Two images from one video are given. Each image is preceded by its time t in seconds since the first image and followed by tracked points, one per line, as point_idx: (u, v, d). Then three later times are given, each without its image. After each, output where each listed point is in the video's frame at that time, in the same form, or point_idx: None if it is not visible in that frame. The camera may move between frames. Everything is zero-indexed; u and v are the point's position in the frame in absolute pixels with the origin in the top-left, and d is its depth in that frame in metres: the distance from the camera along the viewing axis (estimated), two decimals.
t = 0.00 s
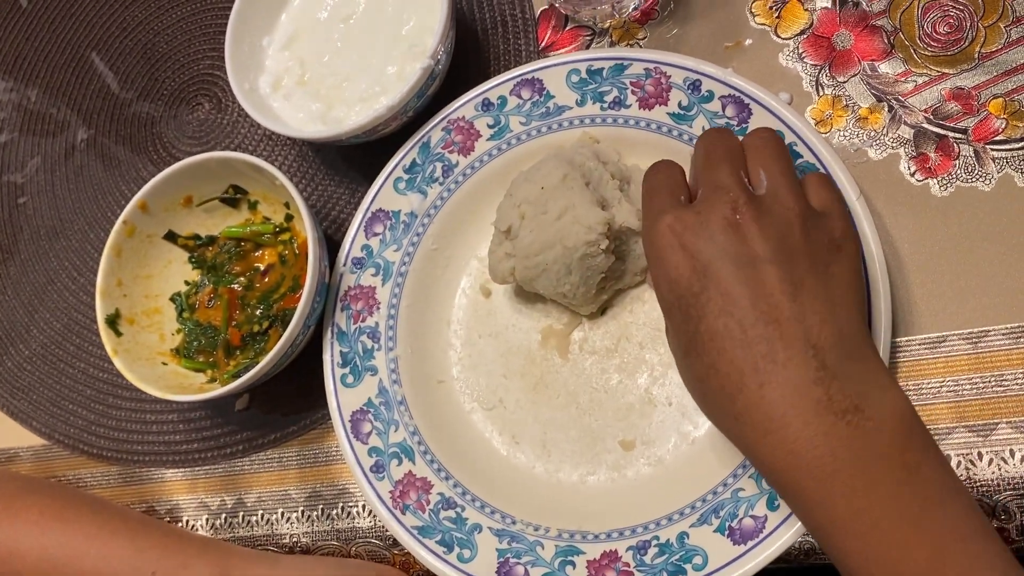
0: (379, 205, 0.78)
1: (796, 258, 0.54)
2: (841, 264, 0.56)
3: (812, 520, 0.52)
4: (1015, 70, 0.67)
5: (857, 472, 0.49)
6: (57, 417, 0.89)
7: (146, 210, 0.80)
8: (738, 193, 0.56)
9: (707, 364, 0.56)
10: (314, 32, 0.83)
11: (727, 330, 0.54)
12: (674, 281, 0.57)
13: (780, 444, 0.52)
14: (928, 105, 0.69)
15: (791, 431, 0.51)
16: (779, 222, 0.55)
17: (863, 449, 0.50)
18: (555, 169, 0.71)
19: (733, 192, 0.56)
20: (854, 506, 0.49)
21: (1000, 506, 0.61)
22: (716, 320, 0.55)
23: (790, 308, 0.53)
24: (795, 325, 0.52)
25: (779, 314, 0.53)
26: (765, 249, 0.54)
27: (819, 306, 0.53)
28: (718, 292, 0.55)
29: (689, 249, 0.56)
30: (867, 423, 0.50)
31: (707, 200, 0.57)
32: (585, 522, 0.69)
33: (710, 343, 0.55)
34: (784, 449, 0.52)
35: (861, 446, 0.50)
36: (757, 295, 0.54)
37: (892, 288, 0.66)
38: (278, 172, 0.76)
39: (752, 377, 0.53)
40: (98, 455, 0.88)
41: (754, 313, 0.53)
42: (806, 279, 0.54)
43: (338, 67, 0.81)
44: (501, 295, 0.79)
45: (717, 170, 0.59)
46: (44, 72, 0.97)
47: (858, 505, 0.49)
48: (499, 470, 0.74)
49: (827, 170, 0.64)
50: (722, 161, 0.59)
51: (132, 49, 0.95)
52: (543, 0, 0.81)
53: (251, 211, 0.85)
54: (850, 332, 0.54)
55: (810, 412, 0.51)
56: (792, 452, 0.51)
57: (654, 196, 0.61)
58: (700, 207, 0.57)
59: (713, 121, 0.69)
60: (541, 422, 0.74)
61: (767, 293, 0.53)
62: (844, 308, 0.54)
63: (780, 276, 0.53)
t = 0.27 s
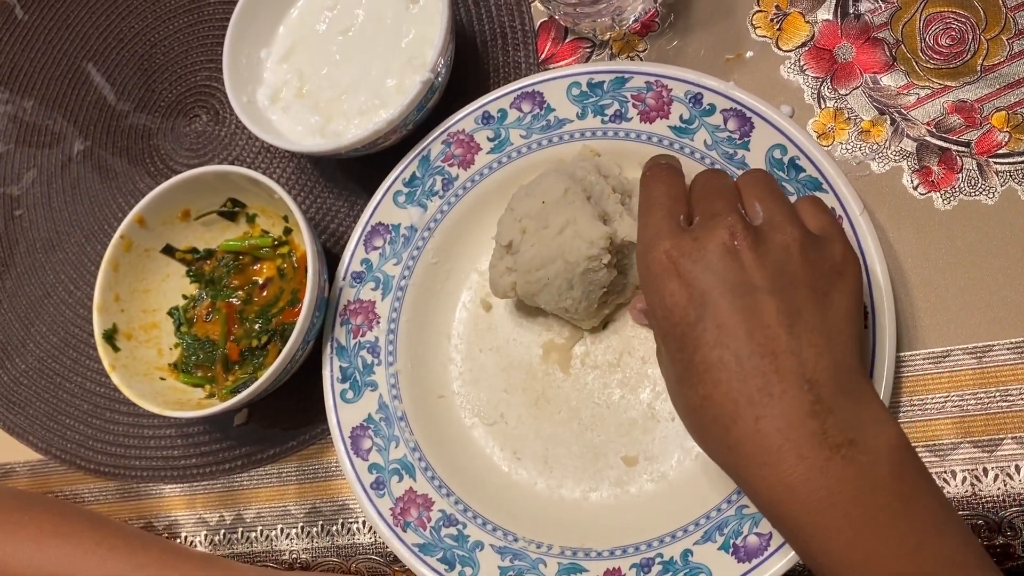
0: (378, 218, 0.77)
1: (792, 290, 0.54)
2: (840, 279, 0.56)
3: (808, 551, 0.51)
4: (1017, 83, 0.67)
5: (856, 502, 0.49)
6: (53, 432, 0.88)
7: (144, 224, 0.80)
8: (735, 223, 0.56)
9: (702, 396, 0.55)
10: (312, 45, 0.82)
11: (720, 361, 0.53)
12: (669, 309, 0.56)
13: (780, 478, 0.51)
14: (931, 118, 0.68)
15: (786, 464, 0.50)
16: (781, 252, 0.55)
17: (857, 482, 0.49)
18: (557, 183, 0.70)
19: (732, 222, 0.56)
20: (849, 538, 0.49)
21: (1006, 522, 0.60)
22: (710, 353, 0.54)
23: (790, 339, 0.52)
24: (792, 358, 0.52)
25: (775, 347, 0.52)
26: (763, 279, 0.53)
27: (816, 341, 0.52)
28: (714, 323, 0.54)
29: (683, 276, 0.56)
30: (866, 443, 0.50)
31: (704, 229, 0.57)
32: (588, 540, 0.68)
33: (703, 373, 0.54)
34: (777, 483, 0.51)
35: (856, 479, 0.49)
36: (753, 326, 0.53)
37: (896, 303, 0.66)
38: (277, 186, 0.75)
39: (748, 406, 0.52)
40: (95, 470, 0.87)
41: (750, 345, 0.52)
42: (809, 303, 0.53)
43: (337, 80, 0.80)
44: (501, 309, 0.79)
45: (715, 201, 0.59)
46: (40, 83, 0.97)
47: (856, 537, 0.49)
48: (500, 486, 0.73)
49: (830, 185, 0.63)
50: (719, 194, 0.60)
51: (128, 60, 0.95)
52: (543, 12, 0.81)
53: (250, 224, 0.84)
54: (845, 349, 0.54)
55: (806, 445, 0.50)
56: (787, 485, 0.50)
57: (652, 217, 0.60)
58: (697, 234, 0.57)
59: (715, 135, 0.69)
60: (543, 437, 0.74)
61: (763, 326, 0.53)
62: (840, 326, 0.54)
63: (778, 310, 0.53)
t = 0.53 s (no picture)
0: (379, 224, 0.77)
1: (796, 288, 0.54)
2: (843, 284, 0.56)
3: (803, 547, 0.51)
4: (1019, 89, 0.67)
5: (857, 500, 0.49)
6: (52, 439, 0.88)
7: (143, 230, 0.79)
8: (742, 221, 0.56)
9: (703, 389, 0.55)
10: (312, 50, 0.82)
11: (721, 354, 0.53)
12: (674, 303, 0.57)
13: (776, 476, 0.51)
14: (933, 123, 0.68)
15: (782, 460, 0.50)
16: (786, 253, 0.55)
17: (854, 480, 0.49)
18: (559, 189, 0.70)
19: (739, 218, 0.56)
20: (850, 537, 0.48)
21: (1011, 528, 0.60)
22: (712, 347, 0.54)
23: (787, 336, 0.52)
24: (792, 354, 0.52)
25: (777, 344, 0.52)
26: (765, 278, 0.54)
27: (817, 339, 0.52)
28: (716, 316, 0.54)
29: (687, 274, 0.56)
30: (867, 444, 0.50)
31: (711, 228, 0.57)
32: (592, 546, 0.68)
33: (704, 368, 0.54)
34: (773, 479, 0.51)
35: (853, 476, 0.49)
36: (755, 323, 0.53)
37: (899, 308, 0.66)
38: (277, 191, 0.75)
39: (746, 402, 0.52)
40: (94, 477, 0.86)
41: (751, 341, 0.52)
42: (811, 303, 0.53)
43: (338, 85, 0.80)
44: (503, 314, 0.79)
45: (726, 202, 0.59)
46: (38, 89, 0.96)
47: (854, 536, 0.48)
48: (503, 493, 0.73)
49: (833, 190, 0.63)
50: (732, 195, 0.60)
51: (127, 65, 0.94)
52: (544, 17, 0.81)
53: (250, 230, 0.84)
54: (848, 354, 0.54)
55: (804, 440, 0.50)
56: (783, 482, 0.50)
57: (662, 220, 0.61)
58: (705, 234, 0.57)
59: (717, 140, 0.69)
60: (546, 443, 0.73)
61: (766, 322, 0.53)
62: (842, 332, 0.54)
63: (781, 305, 0.53)
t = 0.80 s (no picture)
0: (380, 225, 0.77)
1: (789, 288, 0.53)
2: (843, 285, 0.56)
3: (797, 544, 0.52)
4: (1020, 89, 0.67)
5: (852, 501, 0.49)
6: (50, 442, 0.87)
7: (143, 231, 0.79)
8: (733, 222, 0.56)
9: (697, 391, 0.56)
10: (313, 51, 0.82)
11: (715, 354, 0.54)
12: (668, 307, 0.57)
13: (771, 472, 0.51)
14: (934, 123, 0.68)
15: (775, 459, 0.51)
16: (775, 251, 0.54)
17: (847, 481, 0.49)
18: (560, 189, 0.70)
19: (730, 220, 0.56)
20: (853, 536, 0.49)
21: (1014, 529, 0.60)
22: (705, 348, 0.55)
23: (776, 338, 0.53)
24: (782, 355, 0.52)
25: (769, 345, 0.53)
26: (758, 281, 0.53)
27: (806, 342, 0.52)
28: (708, 319, 0.54)
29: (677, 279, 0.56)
30: (868, 444, 0.50)
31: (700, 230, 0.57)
32: (594, 548, 0.67)
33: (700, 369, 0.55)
34: (767, 477, 0.52)
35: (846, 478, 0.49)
36: (757, 323, 0.53)
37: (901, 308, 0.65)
38: (278, 192, 0.75)
39: (740, 402, 0.53)
40: (93, 480, 0.86)
41: (742, 343, 0.53)
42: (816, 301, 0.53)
43: (338, 86, 0.80)
44: (504, 315, 0.78)
45: (718, 203, 0.58)
46: (37, 91, 0.96)
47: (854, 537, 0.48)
48: (504, 494, 0.73)
49: (835, 190, 0.63)
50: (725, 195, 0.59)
51: (127, 67, 0.94)
52: (545, 18, 0.81)
53: (250, 231, 0.83)
54: (850, 355, 0.54)
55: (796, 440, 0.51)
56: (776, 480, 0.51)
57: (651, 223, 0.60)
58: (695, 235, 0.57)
59: (719, 141, 0.69)
60: (547, 445, 0.73)
61: (756, 325, 0.53)
62: (841, 334, 0.54)
63: (771, 305, 0.53)
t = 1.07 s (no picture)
0: (379, 229, 0.77)
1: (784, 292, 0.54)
2: (841, 289, 0.56)
3: (800, 551, 0.51)
4: (1019, 93, 0.67)
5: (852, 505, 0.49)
6: (48, 446, 0.87)
7: (141, 234, 0.79)
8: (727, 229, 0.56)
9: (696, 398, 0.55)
10: (312, 55, 0.82)
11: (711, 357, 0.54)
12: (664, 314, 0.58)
13: (772, 478, 0.51)
14: (933, 127, 0.68)
15: (775, 462, 0.51)
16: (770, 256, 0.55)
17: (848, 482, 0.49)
18: (560, 193, 0.70)
19: (723, 226, 0.56)
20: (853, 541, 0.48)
21: (1014, 533, 0.60)
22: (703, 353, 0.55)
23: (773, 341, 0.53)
24: (779, 358, 0.52)
25: (763, 347, 0.53)
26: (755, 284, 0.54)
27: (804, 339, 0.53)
28: (704, 324, 0.55)
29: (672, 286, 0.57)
30: (868, 446, 0.50)
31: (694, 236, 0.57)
32: (593, 551, 0.67)
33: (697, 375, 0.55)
34: (768, 481, 0.51)
35: (847, 479, 0.49)
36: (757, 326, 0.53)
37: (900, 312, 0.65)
38: (277, 196, 0.75)
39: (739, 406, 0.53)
40: (90, 483, 0.86)
41: (739, 346, 0.53)
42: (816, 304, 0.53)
43: (338, 90, 0.80)
44: (504, 319, 0.78)
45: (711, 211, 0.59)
46: (36, 94, 0.96)
47: (855, 541, 0.48)
48: (504, 498, 0.72)
49: (835, 194, 0.63)
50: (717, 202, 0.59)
51: (126, 70, 0.94)
52: (544, 22, 0.81)
53: (249, 234, 0.83)
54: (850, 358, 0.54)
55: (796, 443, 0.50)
56: (777, 484, 0.51)
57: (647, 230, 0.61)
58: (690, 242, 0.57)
59: (718, 144, 0.69)
60: (546, 449, 0.73)
61: (752, 326, 0.54)
62: (838, 338, 0.54)
63: (766, 309, 0.53)
